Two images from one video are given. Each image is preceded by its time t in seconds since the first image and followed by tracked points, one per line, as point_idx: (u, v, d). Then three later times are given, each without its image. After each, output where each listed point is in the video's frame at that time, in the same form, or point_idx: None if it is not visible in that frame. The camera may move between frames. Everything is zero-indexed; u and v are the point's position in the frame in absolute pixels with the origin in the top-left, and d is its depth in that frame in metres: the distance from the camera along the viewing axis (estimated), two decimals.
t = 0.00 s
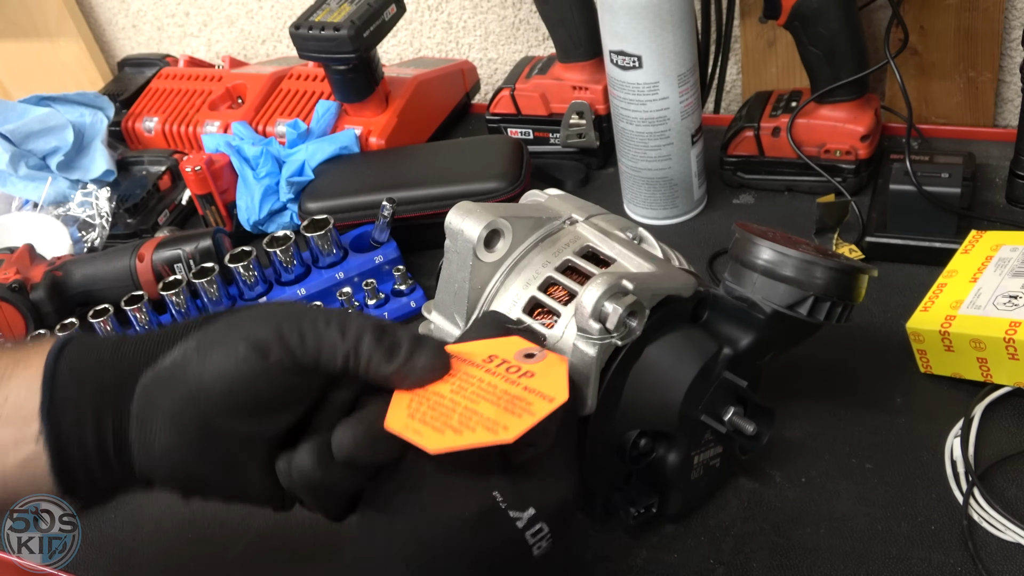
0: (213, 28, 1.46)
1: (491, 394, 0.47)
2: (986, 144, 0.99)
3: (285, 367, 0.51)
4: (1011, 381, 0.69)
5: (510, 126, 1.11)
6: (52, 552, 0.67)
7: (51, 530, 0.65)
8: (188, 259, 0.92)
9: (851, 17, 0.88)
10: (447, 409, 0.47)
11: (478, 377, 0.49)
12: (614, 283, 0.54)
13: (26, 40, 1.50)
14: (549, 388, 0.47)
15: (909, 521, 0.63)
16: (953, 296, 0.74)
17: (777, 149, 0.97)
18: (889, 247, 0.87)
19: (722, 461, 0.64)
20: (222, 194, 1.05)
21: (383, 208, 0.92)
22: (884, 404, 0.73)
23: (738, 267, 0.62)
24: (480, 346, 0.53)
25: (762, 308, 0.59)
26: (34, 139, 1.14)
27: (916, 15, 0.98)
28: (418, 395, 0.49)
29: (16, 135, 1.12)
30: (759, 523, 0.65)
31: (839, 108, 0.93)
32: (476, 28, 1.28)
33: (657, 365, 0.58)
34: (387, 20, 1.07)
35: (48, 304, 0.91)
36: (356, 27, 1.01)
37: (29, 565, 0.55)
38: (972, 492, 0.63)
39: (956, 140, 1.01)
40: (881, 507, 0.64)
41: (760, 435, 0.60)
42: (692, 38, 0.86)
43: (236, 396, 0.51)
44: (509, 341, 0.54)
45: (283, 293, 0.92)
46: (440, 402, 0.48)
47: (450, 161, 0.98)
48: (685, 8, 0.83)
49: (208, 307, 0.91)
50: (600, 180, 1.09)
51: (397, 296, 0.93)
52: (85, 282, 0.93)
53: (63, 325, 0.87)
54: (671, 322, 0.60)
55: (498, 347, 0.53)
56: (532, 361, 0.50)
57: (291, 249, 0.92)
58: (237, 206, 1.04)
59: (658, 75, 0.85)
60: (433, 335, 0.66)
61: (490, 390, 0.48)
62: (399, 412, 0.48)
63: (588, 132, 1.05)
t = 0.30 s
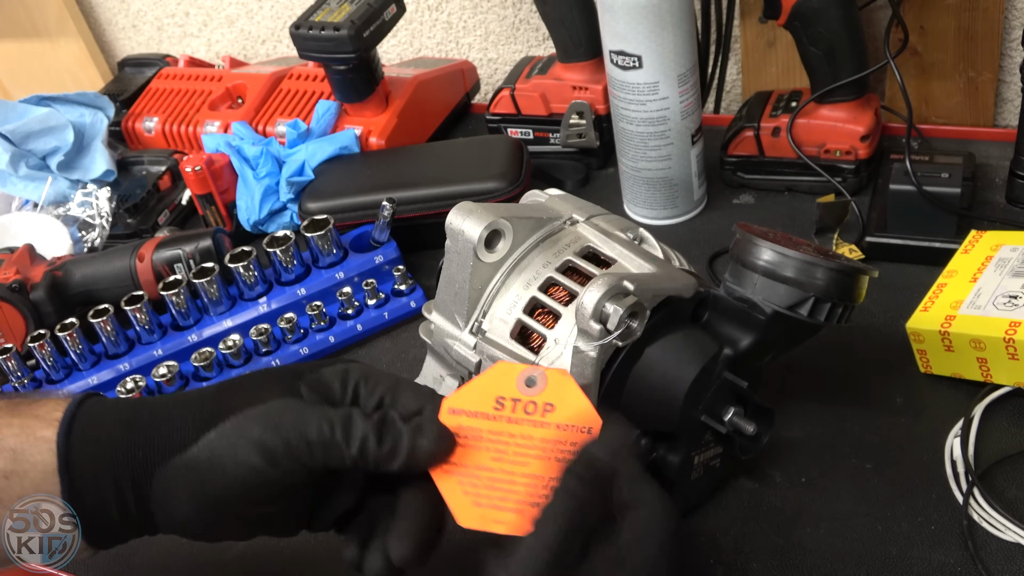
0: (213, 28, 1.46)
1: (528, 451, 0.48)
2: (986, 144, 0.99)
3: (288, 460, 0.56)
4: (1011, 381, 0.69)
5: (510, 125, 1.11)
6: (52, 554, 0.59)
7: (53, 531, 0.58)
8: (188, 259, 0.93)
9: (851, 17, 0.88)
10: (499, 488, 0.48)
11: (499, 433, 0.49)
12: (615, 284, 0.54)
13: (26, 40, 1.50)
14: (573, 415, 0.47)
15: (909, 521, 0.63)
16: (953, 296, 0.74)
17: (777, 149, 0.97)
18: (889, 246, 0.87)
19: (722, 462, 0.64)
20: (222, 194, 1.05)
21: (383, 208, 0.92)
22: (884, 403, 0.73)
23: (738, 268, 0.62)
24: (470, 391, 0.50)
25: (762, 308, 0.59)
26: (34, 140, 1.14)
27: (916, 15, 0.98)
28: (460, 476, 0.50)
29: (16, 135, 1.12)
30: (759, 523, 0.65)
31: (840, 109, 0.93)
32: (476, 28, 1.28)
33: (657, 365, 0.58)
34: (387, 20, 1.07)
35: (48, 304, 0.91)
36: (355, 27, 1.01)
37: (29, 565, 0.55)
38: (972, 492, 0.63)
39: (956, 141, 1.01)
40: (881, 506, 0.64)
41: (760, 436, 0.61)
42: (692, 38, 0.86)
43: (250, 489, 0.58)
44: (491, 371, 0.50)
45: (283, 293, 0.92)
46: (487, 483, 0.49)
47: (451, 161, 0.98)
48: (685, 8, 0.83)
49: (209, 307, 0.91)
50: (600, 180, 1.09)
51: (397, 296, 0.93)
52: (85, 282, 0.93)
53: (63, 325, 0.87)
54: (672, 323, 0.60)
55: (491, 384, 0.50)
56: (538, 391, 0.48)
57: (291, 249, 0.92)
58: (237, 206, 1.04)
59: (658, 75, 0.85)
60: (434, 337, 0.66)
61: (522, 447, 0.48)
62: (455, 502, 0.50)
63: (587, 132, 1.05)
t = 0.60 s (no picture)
0: (213, 28, 1.46)
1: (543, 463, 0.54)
2: (986, 145, 0.99)
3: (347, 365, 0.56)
4: (1011, 381, 0.69)
5: (510, 126, 1.11)
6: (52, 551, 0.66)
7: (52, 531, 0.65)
8: (188, 259, 0.93)
9: (851, 17, 0.88)
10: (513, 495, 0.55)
11: (517, 443, 0.55)
12: (616, 284, 0.54)
13: (26, 40, 1.50)
14: (586, 433, 0.53)
15: (909, 521, 0.63)
16: (953, 296, 0.74)
17: (777, 149, 0.97)
18: (889, 247, 0.87)
19: (722, 462, 0.64)
20: (222, 194, 1.05)
21: (383, 208, 0.92)
22: (884, 404, 0.73)
23: (739, 269, 0.62)
24: (494, 403, 0.57)
25: (763, 309, 0.59)
26: (34, 140, 1.14)
27: (916, 15, 0.98)
28: (473, 481, 0.57)
29: (16, 135, 1.12)
30: (759, 523, 0.65)
31: (839, 108, 0.93)
32: (476, 28, 1.28)
33: (658, 366, 0.58)
34: (387, 20, 1.07)
35: (48, 304, 0.90)
36: (355, 27, 1.01)
37: (29, 565, 0.55)
38: (972, 492, 0.63)
39: (956, 141, 1.01)
40: (881, 507, 0.64)
41: (760, 436, 0.61)
42: (692, 38, 0.86)
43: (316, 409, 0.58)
44: (514, 384, 0.56)
45: (283, 293, 0.93)
46: (500, 489, 0.56)
47: (451, 161, 0.98)
48: (685, 8, 0.83)
49: (209, 307, 0.91)
50: (600, 180, 1.09)
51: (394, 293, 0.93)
52: (85, 282, 0.93)
53: (63, 326, 0.87)
54: (672, 324, 0.60)
55: (514, 398, 0.56)
56: (557, 406, 0.54)
57: (291, 249, 0.92)
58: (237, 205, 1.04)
59: (658, 75, 0.85)
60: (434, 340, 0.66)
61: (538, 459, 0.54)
62: (466, 507, 0.57)
63: (588, 132, 1.05)
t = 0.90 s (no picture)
0: (213, 28, 1.46)
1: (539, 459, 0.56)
2: (986, 144, 0.99)
3: (404, 352, 0.55)
4: (1011, 381, 0.69)
5: (510, 126, 1.11)
6: (52, 551, 0.68)
7: (51, 530, 0.67)
8: (188, 259, 0.92)
9: (851, 17, 0.88)
10: (510, 491, 0.57)
11: (509, 441, 0.57)
12: (614, 284, 0.54)
13: (26, 40, 1.50)
14: (581, 429, 0.54)
15: (908, 521, 0.63)
16: (953, 296, 0.74)
17: (776, 149, 0.97)
18: (889, 246, 0.87)
19: (722, 462, 0.64)
20: (222, 194, 1.05)
21: (383, 208, 0.92)
22: (884, 403, 0.73)
23: (737, 268, 0.62)
24: (482, 401, 0.57)
25: (762, 309, 0.59)
26: (34, 140, 1.14)
27: (916, 15, 0.98)
28: (467, 481, 0.58)
29: (16, 135, 1.12)
30: (759, 523, 0.65)
31: (839, 108, 0.93)
32: (476, 28, 1.28)
33: (658, 366, 0.58)
34: (387, 20, 1.07)
35: (47, 304, 0.90)
36: (356, 27, 1.01)
37: (29, 565, 0.55)
38: (972, 491, 0.63)
39: (956, 140, 1.01)
40: (881, 507, 0.64)
41: (760, 437, 0.60)
42: (692, 38, 0.86)
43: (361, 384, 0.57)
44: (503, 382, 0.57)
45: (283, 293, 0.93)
46: (497, 487, 0.57)
47: (450, 161, 0.98)
48: (685, 8, 0.83)
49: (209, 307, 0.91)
50: (600, 181, 1.09)
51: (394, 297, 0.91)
52: (85, 282, 0.93)
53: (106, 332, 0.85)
54: (671, 324, 0.60)
55: (500, 396, 0.57)
56: (548, 403, 0.56)
57: (291, 249, 0.92)
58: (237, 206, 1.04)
59: (658, 75, 0.85)
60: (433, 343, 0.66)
61: (533, 456, 0.56)
62: (462, 505, 0.58)
63: (588, 132, 1.05)
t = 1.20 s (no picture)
0: (213, 28, 1.46)
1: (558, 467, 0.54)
2: (986, 145, 0.99)
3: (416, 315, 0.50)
4: (1011, 381, 0.69)
5: (510, 126, 1.11)
6: (53, 552, 0.70)
7: (51, 530, 0.71)
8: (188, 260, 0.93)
9: (851, 17, 0.88)
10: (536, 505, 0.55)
11: (530, 454, 0.55)
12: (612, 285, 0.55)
13: (26, 40, 1.50)
14: (600, 435, 0.53)
15: (909, 521, 0.63)
16: (953, 296, 0.74)
17: (776, 149, 0.97)
18: (889, 246, 0.86)
19: (722, 461, 0.64)
20: (222, 194, 1.05)
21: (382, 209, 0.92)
22: (884, 403, 0.73)
23: (737, 268, 0.62)
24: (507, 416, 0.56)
25: (761, 309, 0.59)
26: (34, 140, 1.14)
27: (916, 15, 0.98)
28: (496, 497, 0.56)
29: (16, 135, 1.12)
30: (759, 523, 0.65)
31: (839, 108, 0.93)
32: (476, 28, 1.28)
33: (656, 366, 0.58)
34: (387, 20, 1.07)
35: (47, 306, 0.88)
36: (356, 27, 1.01)
37: (29, 565, 0.56)
38: (972, 492, 0.63)
39: (956, 141, 1.01)
40: (881, 507, 0.64)
41: (759, 437, 0.60)
42: (692, 38, 0.86)
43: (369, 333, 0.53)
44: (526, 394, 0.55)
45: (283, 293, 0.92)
46: (526, 500, 0.55)
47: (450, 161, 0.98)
48: (685, 8, 0.83)
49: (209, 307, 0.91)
50: (600, 180, 1.09)
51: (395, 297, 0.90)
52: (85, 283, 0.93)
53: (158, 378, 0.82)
54: (670, 323, 0.60)
55: (518, 409, 0.55)
56: (567, 412, 0.54)
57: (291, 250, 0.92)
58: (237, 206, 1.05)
59: (658, 75, 0.85)
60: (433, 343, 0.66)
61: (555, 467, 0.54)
62: (493, 520, 0.56)
63: (588, 132, 1.05)
